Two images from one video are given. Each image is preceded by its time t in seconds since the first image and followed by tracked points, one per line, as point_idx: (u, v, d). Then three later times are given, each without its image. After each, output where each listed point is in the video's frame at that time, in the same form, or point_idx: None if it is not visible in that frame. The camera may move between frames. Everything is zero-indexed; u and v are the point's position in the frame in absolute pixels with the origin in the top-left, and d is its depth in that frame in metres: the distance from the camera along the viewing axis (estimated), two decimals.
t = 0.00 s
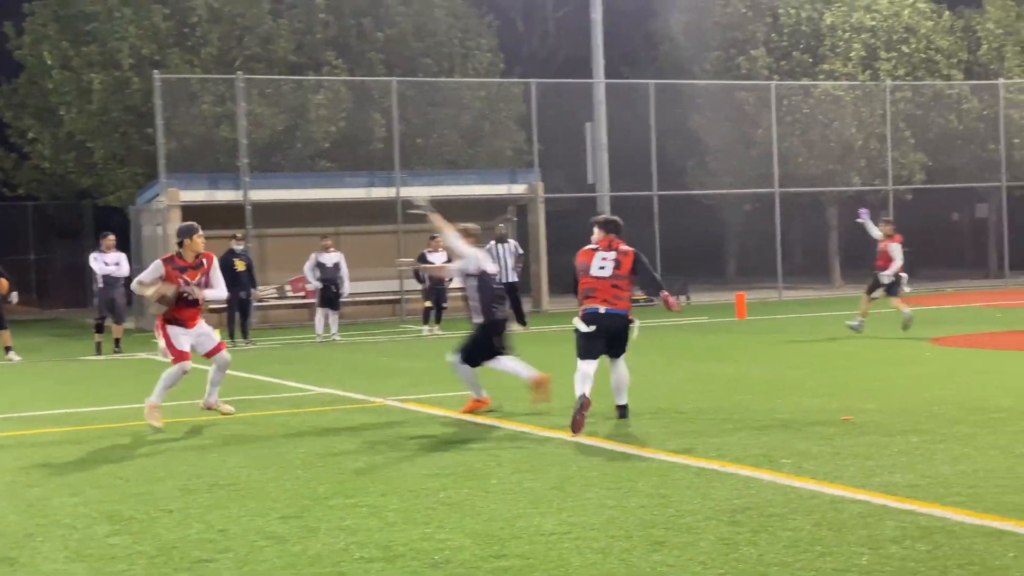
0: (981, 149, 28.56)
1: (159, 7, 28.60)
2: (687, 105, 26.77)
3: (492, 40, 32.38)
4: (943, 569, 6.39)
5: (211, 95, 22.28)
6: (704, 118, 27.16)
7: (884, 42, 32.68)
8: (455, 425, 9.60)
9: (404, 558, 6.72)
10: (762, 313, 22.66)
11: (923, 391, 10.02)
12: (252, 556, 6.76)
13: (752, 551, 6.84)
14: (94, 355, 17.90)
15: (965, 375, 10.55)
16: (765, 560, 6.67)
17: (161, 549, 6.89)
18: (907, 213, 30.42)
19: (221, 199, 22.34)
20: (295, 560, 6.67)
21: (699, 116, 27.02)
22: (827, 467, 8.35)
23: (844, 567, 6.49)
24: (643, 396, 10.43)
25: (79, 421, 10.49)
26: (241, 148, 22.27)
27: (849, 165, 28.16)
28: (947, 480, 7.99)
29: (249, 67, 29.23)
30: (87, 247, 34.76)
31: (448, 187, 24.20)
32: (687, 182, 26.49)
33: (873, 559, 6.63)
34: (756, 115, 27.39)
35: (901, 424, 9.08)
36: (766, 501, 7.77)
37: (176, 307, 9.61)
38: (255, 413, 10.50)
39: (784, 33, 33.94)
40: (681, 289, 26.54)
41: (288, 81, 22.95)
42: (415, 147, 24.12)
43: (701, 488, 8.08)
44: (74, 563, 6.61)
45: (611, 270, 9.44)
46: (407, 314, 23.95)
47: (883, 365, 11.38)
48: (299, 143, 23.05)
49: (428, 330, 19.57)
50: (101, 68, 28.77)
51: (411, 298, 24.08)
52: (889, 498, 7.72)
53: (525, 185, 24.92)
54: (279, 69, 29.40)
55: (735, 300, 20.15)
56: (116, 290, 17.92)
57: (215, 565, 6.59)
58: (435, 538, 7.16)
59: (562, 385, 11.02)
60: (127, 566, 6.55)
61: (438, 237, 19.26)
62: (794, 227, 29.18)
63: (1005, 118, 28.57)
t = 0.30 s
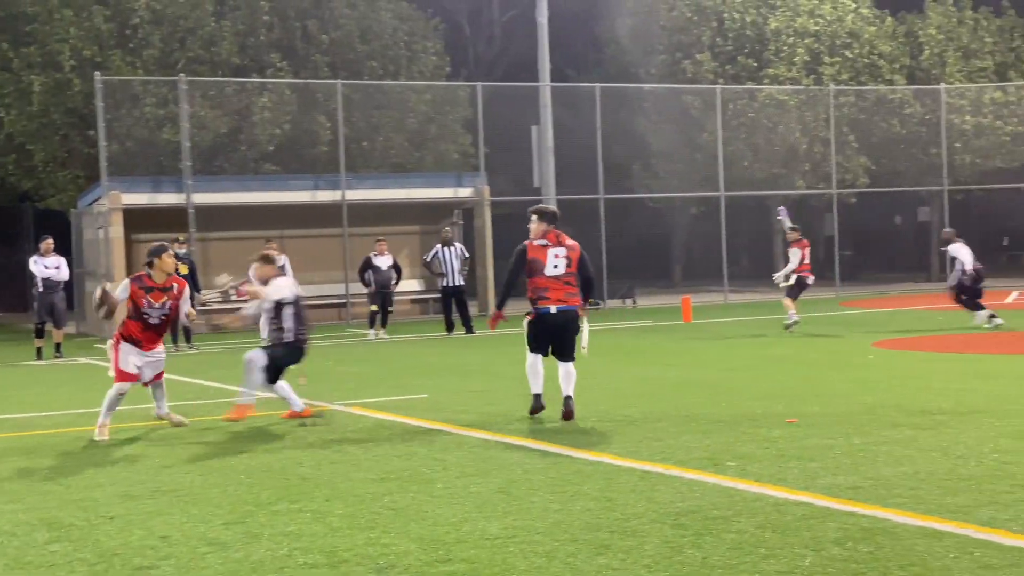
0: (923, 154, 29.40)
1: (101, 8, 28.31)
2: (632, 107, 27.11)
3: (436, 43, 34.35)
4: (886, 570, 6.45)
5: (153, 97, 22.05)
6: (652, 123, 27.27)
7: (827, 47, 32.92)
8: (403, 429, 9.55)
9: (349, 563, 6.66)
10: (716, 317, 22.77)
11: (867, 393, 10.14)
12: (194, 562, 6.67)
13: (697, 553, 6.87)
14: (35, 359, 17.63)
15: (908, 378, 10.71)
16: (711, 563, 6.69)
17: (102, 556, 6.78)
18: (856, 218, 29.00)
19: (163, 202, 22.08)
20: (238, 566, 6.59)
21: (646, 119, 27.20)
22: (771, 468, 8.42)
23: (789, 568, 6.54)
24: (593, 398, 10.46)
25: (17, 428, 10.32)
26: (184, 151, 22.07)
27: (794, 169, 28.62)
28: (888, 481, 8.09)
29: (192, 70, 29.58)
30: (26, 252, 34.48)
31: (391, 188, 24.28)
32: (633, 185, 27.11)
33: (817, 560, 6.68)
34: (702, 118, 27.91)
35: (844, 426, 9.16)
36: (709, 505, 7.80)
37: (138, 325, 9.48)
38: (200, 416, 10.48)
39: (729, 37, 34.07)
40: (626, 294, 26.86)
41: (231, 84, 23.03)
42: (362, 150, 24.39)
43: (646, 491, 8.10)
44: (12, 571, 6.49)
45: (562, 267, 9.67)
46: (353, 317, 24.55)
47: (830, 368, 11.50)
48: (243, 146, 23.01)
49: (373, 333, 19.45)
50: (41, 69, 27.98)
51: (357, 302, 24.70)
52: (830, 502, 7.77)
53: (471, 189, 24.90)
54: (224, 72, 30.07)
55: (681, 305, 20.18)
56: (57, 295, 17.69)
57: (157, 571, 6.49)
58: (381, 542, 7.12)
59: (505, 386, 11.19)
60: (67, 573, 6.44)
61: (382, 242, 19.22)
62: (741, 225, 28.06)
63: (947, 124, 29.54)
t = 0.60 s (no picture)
0: (876, 155, 29.41)
1: (53, 10, 29.57)
2: (588, 109, 27.23)
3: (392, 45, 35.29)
4: (840, 569, 6.49)
5: (105, 98, 22.84)
6: (607, 124, 27.61)
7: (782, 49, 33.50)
8: (359, 432, 9.52)
9: (304, 566, 6.63)
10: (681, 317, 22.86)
11: (821, 393, 10.22)
12: (148, 567, 6.62)
13: (653, 553, 6.89)
14: None
15: (862, 377, 10.81)
16: (667, 563, 6.71)
17: (54, 561, 6.72)
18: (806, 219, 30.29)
19: (117, 204, 22.02)
20: (191, 570, 6.55)
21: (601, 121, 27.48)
22: (726, 468, 8.46)
23: (745, 568, 6.57)
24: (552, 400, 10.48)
25: None
26: (137, 153, 21.67)
27: (749, 169, 28.63)
28: (843, 480, 8.14)
29: (146, 70, 30.22)
30: None
31: (346, 190, 24.23)
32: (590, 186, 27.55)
33: (772, 559, 6.72)
34: (657, 121, 27.83)
35: (799, 427, 9.22)
36: (667, 505, 7.82)
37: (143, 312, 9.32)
38: (153, 418, 10.42)
39: (685, 39, 34.72)
40: (582, 295, 26.85)
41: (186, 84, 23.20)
42: (317, 152, 24.48)
43: (602, 492, 8.11)
44: None
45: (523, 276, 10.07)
46: (309, 320, 24.98)
47: (785, 369, 11.58)
48: (197, 147, 23.48)
49: (330, 336, 19.34)
50: None
51: (312, 304, 25.08)
52: (787, 502, 7.80)
53: (427, 190, 25.04)
54: (177, 72, 30.64)
55: (638, 307, 20.26)
56: (9, 298, 17.54)
57: None
58: (337, 545, 7.09)
59: (460, 388, 11.20)
60: None
61: (338, 244, 19.20)
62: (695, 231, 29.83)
63: (899, 125, 29.50)
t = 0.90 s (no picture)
0: (833, 157, 29.68)
1: (9, 11, 29.57)
2: (547, 112, 27.23)
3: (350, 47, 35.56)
4: (798, 567, 6.54)
5: (62, 99, 22.94)
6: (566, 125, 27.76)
7: (739, 52, 34.00)
8: (319, 434, 9.50)
9: (263, 569, 6.61)
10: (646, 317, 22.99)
11: (779, 392, 10.30)
12: (105, 570, 6.58)
13: (613, 553, 6.91)
14: None
15: (820, 377, 10.90)
16: (626, 563, 6.73)
17: (11, 565, 6.66)
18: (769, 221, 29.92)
19: (74, 206, 21.88)
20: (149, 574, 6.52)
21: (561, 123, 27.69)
22: (685, 468, 8.51)
23: (704, 567, 6.60)
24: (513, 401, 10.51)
25: None
26: (95, 154, 21.55)
27: (707, 172, 29.06)
28: (801, 479, 8.20)
29: (103, 71, 30.35)
30: None
31: (304, 191, 23.99)
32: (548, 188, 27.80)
33: (731, 559, 6.76)
34: (616, 122, 28.37)
35: (756, 426, 9.28)
36: (625, 505, 7.86)
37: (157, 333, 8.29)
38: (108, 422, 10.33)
39: (643, 42, 34.93)
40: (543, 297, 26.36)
41: (142, 86, 23.47)
42: (276, 153, 24.55)
43: (562, 493, 8.13)
44: None
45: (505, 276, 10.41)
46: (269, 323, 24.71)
47: (745, 368, 11.66)
48: (155, 149, 23.86)
49: (288, 337, 19.34)
50: None
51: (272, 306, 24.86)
52: (744, 501, 7.86)
53: (387, 192, 24.64)
54: (135, 74, 30.73)
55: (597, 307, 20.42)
56: None
57: None
58: (296, 547, 7.07)
59: (419, 389, 11.19)
60: None
61: (297, 245, 19.09)
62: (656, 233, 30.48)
63: (856, 127, 29.72)
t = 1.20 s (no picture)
0: (786, 159, 30.46)
1: None
2: (501, 112, 27.40)
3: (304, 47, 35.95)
4: (752, 567, 6.55)
5: (11, 99, 23.01)
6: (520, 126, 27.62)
7: (693, 53, 34.38)
8: (273, 436, 9.45)
9: (215, 573, 6.56)
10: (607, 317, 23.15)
11: (733, 392, 10.35)
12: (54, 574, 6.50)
13: (567, 554, 6.91)
14: None
15: (774, 377, 10.96)
16: (581, 563, 6.73)
17: None
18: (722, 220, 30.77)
19: (23, 207, 21.82)
20: None
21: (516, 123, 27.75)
22: (640, 468, 8.51)
23: (658, 567, 6.61)
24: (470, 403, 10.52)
25: None
26: (45, 155, 21.42)
27: (661, 171, 29.26)
28: (754, 479, 8.23)
29: (53, 71, 30.56)
30: None
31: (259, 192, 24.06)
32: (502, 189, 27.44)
33: (685, 559, 6.76)
34: (570, 122, 28.09)
35: (710, 426, 9.31)
36: (580, 506, 7.86)
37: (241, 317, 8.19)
38: (56, 425, 10.21)
39: (598, 42, 34.89)
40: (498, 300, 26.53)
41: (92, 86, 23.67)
42: (229, 154, 24.30)
43: (517, 494, 8.12)
44: None
45: (500, 267, 10.47)
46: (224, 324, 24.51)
47: (701, 368, 11.72)
48: (105, 150, 23.61)
49: (242, 339, 19.27)
50: None
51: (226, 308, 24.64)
52: (698, 500, 7.87)
53: (341, 192, 24.94)
54: (86, 73, 31.02)
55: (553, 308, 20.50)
56: None
57: None
58: (249, 550, 7.02)
59: (374, 391, 11.15)
60: None
61: (251, 248, 19.04)
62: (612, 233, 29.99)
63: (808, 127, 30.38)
